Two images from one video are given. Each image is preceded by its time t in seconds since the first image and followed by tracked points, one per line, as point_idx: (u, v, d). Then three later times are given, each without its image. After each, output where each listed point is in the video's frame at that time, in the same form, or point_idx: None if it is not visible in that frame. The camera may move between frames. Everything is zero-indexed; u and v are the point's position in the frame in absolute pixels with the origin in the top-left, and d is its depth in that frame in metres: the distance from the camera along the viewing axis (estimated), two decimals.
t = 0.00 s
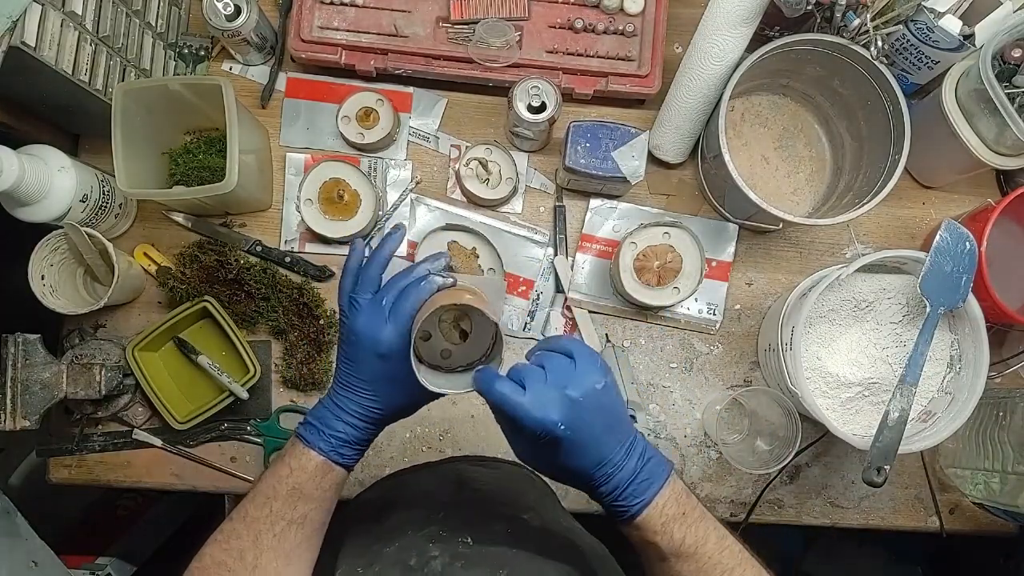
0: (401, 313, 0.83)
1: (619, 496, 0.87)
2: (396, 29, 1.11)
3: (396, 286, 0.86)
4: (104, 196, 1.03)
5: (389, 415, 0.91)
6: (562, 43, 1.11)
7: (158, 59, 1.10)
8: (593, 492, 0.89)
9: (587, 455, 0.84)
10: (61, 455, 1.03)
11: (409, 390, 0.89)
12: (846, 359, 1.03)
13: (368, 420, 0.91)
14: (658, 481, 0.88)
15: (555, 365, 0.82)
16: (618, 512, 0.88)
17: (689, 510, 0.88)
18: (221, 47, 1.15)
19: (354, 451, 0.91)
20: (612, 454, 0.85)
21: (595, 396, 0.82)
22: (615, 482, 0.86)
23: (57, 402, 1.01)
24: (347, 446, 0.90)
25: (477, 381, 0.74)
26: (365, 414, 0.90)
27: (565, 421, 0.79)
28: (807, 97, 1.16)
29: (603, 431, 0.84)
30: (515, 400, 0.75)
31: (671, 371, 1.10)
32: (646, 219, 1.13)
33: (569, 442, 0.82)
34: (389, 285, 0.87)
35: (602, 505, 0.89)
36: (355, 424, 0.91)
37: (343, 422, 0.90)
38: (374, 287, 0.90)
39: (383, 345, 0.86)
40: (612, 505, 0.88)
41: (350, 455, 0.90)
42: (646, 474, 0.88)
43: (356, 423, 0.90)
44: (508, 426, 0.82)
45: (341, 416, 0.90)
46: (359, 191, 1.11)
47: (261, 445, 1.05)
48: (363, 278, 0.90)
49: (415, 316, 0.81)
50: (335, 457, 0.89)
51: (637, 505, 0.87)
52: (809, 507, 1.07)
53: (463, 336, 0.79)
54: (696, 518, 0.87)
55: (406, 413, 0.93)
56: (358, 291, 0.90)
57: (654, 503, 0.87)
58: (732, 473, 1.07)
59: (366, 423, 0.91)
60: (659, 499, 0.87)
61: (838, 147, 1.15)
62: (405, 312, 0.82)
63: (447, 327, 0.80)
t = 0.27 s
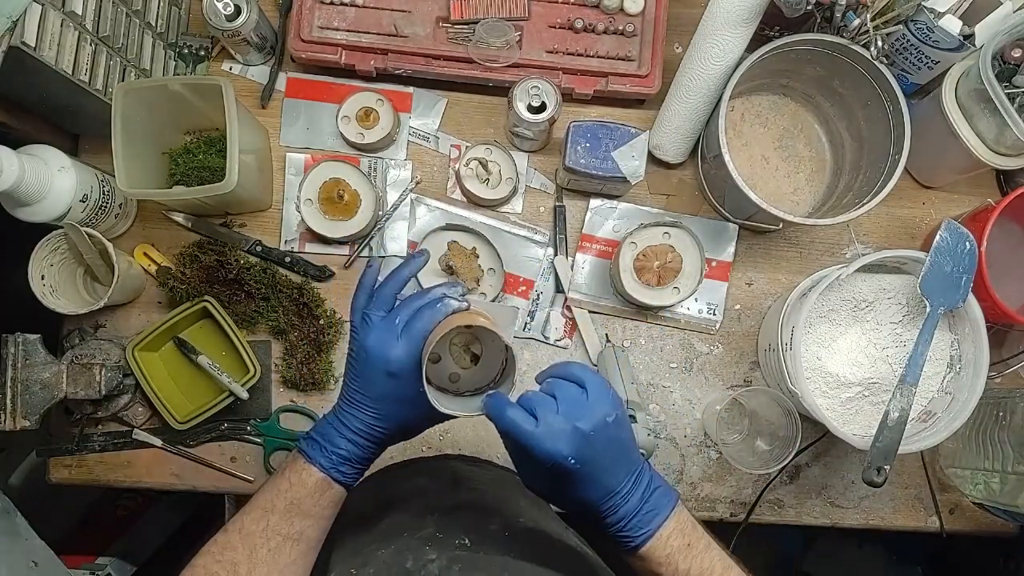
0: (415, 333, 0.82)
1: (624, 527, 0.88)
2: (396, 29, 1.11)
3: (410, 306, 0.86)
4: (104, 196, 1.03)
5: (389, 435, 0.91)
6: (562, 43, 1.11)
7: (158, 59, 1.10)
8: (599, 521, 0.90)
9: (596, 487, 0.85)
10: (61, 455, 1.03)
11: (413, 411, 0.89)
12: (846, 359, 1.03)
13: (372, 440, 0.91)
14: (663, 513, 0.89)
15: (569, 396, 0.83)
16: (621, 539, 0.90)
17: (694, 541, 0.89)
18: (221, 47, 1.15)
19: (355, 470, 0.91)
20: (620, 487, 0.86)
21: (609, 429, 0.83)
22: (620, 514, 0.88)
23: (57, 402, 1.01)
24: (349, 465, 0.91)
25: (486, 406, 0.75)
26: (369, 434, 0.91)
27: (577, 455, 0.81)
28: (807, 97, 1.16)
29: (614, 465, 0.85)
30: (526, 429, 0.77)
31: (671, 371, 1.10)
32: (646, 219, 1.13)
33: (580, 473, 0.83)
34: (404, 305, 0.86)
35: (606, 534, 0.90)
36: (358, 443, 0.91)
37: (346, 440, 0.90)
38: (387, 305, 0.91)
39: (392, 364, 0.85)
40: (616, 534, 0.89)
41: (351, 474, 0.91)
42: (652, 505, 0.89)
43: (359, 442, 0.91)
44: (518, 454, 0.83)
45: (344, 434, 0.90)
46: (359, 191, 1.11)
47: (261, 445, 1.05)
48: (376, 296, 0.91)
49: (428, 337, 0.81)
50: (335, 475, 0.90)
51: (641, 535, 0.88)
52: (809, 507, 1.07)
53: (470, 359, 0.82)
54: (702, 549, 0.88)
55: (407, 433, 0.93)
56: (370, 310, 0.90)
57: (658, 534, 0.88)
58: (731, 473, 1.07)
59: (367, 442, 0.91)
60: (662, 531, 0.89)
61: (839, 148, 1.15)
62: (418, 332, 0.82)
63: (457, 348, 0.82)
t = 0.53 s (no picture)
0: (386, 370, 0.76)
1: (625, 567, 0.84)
2: (396, 29, 1.11)
3: (378, 341, 0.80)
4: (104, 196, 1.03)
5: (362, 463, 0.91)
6: (562, 43, 1.11)
7: (158, 59, 1.10)
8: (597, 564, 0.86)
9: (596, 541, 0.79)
10: (61, 455, 1.03)
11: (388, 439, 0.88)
12: (846, 359, 1.03)
13: (347, 471, 0.91)
14: (662, 550, 0.85)
15: (563, 451, 0.77)
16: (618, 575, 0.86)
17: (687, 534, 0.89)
18: (221, 47, 1.15)
19: (331, 501, 0.92)
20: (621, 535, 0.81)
21: (607, 483, 0.77)
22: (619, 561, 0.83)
23: (57, 402, 1.01)
24: (324, 497, 0.91)
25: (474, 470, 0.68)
26: (344, 466, 0.90)
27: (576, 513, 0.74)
28: (807, 97, 1.16)
29: (614, 514, 0.79)
30: (524, 492, 0.71)
31: (671, 371, 1.10)
32: (645, 219, 1.13)
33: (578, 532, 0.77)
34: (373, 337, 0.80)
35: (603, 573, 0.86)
36: (331, 475, 0.91)
37: (319, 473, 0.90)
38: (356, 334, 0.84)
39: (362, 402, 0.81)
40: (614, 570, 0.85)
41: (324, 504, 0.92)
42: (651, 546, 0.84)
43: (333, 474, 0.90)
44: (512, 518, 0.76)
45: (318, 465, 0.90)
46: (359, 191, 1.11)
47: (261, 445, 1.05)
48: (346, 326, 0.84)
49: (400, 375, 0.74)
50: (311, 509, 0.91)
51: None
52: (809, 507, 1.07)
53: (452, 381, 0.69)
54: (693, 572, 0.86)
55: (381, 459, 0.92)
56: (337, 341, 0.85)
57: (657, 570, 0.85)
58: (731, 473, 1.07)
59: (341, 473, 0.91)
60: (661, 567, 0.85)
61: (839, 148, 1.15)
62: (387, 372, 0.77)
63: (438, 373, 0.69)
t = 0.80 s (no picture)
0: (387, 353, 0.87)
1: (610, 539, 0.87)
2: (396, 29, 1.11)
3: (384, 323, 0.89)
4: (104, 196, 1.03)
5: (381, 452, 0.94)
6: (562, 43, 1.11)
7: (158, 59, 1.10)
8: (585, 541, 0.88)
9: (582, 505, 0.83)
10: (61, 455, 1.03)
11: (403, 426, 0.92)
12: (846, 359, 1.03)
13: (359, 459, 0.94)
14: (650, 527, 0.88)
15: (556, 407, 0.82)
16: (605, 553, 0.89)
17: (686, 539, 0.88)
18: (221, 47, 1.15)
19: (342, 492, 0.92)
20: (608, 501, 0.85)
21: (598, 438, 0.81)
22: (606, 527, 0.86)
23: (57, 402, 1.01)
24: (335, 486, 0.92)
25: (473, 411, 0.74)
26: (355, 453, 0.94)
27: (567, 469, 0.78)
28: (807, 97, 1.16)
29: (602, 480, 0.83)
30: (520, 439, 0.75)
31: (671, 371, 1.10)
32: (645, 219, 1.13)
33: (568, 488, 0.80)
34: (377, 321, 0.89)
35: (593, 552, 0.89)
36: (343, 464, 0.93)
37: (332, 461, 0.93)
38: (364, 324, 0.91)
39: (372, 383, 0.89)
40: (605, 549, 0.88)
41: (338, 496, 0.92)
42: (640, 518, 0.88)
43: (345, 462, 0.93)
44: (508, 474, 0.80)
45: (331, 456, 0.93)
46: (359, 191, 1.11)
47: (261, 445, 1.05)
48: (354, 317, 0.92)
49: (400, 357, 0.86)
50: (323, 498, 0.91)
51: (630, 548, 0.88)
52: (809, 507, 1.07)
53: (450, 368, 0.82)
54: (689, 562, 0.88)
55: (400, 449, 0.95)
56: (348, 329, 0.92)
57: (646, 547, 0.88)
58: (732, 473, 1.07)
59: (352, 463, 0.94)
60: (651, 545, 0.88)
61: (839, 148, 1.15)
62: (393, 350, 0.87)
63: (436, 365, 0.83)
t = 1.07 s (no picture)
0: (402, 360, 0.89)
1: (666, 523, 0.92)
2: (396, 29, 1.11)
3: (397, 334, 0.92)
4: (104, 196, 1.03)
5: (389, 462, 0.94)
6: (562, 43, 1.11)
7: (158, 59, 1.10)
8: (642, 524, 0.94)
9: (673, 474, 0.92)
10: (61, 455, 1.03)
11: (411, 436, 0.92)
12: (846, 359, 1.03)
13: (365, 471, 0.94)
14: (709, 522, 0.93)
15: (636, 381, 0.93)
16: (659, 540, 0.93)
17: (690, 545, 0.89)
18: (221, 47, 1.15)
19: (346, 503, 0.92)
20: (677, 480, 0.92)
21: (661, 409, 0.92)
22: (672, 511, 0.92)
23: (57, 402, 1.01)
24: (339, 497, 0.92)
25: (545, 359, 0.84)
26: (361, 466, 0.94)
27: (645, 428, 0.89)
28: (807, 97, 1.16)
29: (666, 450, 0.91)
30: (600, 389, 0.87)
31: (671, 371, 1.10)
32: (646, 219, 1.13)
33: (641, 449, 0.89)
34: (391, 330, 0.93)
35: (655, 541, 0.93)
36: (348, 476, 0.93)
37: (336, 472, 0.92)
38: (377, 335, 0.94)
39: (384, 390, 0.91)
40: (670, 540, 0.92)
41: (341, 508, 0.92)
42: (701, 507, 0.93)
43: (352, 474, 0.93)
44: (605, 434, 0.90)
45: (337, 468, 0.93)
46: (359, 191, 1.11)
47: (261, 445, 1.05)
48: (368, 328, 0.94)
49: (415, 364, 0.88)
50: (328, 508, 0.91)
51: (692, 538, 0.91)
52: (809, 507, 1.07)
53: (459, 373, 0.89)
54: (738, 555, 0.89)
55: (409, 460, 0.95)
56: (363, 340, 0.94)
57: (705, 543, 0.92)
58: (731, 473, 1.07)
59: (359, 476, 0.93)
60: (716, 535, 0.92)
61: (839, 147, 1.15)
62: (406, 358, 0.89)
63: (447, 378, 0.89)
